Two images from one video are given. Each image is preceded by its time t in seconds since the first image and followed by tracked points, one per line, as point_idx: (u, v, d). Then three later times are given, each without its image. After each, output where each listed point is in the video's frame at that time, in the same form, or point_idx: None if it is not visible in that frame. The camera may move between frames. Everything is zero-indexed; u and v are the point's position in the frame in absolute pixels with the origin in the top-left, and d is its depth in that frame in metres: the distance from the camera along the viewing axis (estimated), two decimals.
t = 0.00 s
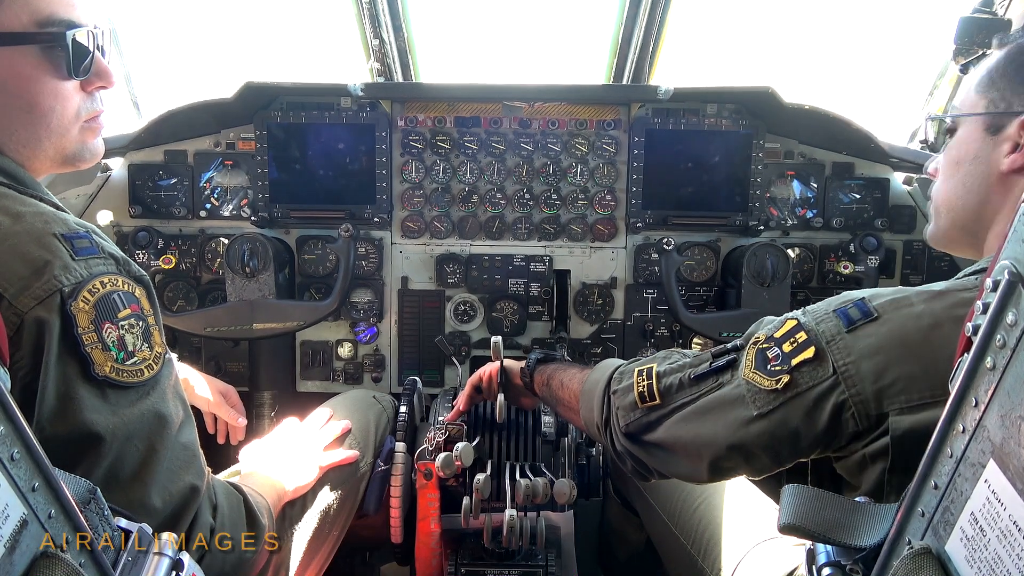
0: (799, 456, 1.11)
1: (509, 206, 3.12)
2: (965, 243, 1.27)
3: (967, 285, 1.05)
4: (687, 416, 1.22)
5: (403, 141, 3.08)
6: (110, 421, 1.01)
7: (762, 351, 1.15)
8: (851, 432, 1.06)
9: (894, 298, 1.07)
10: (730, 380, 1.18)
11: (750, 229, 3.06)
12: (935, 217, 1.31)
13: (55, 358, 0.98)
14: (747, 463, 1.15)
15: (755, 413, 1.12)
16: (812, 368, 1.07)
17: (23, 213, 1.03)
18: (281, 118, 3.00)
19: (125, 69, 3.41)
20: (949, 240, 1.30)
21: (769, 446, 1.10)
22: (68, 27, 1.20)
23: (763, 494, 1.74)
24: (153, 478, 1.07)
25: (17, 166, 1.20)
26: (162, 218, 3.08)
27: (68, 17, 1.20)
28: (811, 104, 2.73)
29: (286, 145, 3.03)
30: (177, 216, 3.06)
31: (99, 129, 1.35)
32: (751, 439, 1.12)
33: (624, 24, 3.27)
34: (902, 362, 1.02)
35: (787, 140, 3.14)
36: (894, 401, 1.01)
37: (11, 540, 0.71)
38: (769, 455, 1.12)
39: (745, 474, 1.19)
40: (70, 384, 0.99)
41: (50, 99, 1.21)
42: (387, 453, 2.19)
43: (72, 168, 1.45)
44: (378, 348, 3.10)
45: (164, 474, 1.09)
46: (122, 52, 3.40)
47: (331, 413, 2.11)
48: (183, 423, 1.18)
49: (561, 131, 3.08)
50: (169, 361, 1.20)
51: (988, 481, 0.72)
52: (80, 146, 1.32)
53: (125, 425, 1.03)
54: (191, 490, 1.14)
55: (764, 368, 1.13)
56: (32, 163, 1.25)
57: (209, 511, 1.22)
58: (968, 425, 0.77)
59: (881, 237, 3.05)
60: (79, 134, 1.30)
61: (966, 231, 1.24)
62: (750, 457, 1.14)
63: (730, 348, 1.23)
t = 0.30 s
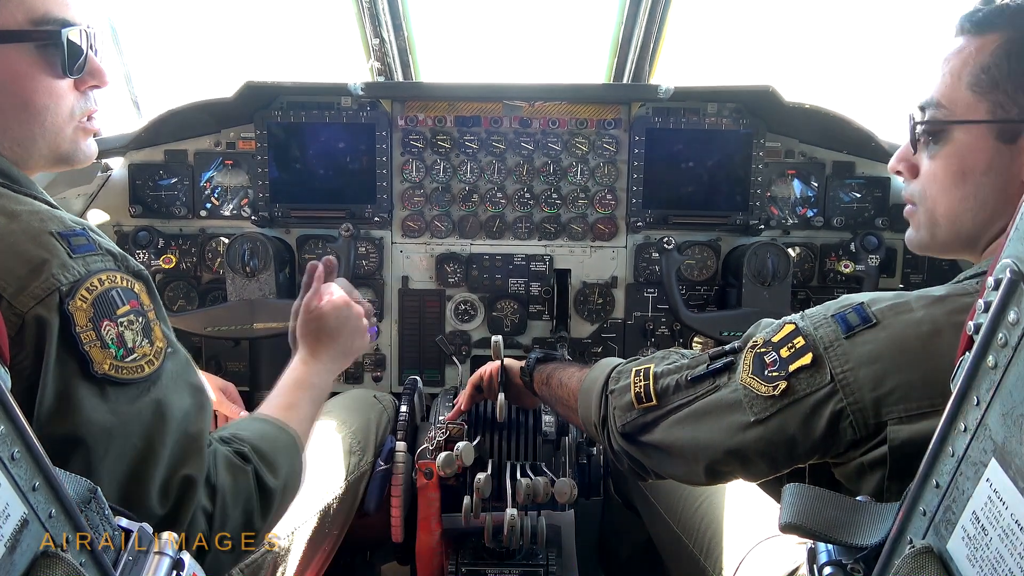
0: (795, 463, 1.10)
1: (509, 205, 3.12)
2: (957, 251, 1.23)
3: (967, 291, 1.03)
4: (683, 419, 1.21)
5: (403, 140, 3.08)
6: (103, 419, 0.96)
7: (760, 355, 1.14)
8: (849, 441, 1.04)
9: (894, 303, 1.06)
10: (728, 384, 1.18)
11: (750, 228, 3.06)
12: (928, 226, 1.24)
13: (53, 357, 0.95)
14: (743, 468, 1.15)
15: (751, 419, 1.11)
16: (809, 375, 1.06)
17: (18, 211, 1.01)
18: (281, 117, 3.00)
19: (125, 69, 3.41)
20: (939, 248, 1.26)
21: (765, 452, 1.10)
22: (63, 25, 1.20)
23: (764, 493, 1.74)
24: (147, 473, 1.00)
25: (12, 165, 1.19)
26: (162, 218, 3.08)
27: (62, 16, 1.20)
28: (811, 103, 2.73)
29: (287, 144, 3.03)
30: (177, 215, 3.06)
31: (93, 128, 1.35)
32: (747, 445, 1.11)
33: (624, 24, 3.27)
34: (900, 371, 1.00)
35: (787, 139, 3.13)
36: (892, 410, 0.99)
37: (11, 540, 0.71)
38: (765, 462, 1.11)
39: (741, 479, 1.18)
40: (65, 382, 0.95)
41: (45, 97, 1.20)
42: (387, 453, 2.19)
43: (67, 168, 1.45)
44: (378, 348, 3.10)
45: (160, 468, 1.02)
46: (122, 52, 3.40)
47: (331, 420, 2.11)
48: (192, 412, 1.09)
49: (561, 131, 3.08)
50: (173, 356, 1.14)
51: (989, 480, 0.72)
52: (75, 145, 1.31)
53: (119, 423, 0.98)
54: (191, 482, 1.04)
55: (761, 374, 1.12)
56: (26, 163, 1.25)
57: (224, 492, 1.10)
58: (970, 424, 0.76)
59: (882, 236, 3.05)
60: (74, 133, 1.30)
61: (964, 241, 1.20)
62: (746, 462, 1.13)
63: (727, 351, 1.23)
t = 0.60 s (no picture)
0: (794, 463, 1.10)
1: (510, 204, 3.12)
2: (960, 259, 1.25)
3: (970, 291, 1.02)
4: (682, 415, 1.21)
5: (403, 139, 3.07)
6: (110, 417, 0.96)
7: (760, 354, 1.14)
8: (849, 442, 1.04)
9: (897, 303, 1.05)
10: (727, 380, 1.17)
11: (751, 226, 3.06)
12: (935, 238, 1.25)
13: (58, 358, 0.94)
14: (742, 466, 1.15)
15: (751, 418, 1.11)
16: (810, 375, 1.06)
17: (18, 213, 1.00)
18: (281, 117, 3.00)
19: (125, 69, 3.41)
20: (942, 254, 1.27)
21: (764, 451, 1.09)
22: (62, 23, 1.20)
23: (765, 492, 1.73)
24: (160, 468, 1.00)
25: (12, 164, 1.19)
26: (162, 217, 3.08)
27: (62, 14, 1.20)
28: (812, 101, 2.73)
29: (287, 144, 3.03)
30: (177, 215, 3.06)
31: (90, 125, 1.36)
32: (746, 444, 1.11)
33: (624, 23, 3.27)
34: (903, 373, 0.99)
35: (788, 138, 3.13)
36: (893, 412, 0.99)
37: (12, 539, 0.71)
38: (765, 461, 1.11)
39: (740, 477, 1.18)
40: (72, 381, 0.95)
41: (45, 95, 1.21)
42: (388, 452, 2.19)
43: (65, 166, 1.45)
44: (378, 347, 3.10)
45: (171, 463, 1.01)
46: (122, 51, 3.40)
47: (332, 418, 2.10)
48: (202, 406, 1.09)
49: (561, 129, 3.08)
50: (180, 353, 1.14)
51: (991, 478, 0.72)
52: (73, 142, 1.32)
53: (127, 420, 0.98)
54: (205, 475, 1.04)
55: (761, 372, 1.12)
56: (27, 162, 1.25)
57: (239, 484, 1.11)
58: (972, 422, 0.76)
59: (883, 235, 3.05)
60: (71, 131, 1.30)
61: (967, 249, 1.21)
62: (745, 461, 1.13)
63: (728, 346, 1.22)
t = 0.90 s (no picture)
0: (790, 471, 1.10)
1: (510, 203, 3.12)
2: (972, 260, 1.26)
3: (964, 297, 1.01)
4: (679, 425, 1.21)
5: (404, 138, 3.07)
6: (185, 387, 1.09)
7: (753, 363, 1.13)
8: (843, 451, 1.04)
9: (889, 310, 1.03)
10: (723, 391, 1.16)
11: (752, 225, 3.05)
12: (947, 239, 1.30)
13: (121, 352, 1.03)
14: (740, 476, 1.15)
15: (746, 428, 1.10)
16: (803, 385, 1.05)
17: (44, 214, 1.05)
18: (281, 116, 3.00)
19: (126, 68, 3.41)
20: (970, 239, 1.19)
21: (760, 461, 1.09)
22: (72, 26, 1.21)
23: (766, 491, 1.74)
24: (236, 426, 1.17)
25: (19, 165, 1.20)
26: (163, 217, 3.08)
27: (72, 16, 1.20)
28: (812, 100, 2.73)
29: (287, 143, 3.03)
30: (178, 214, 3.06)
31: (98, 125, 1.37)
32: (743, 454, 1.10)
33: (625, 22, 3.27)
34: (896, 384, 0.98)
35: (789, 136, 3.13)
36: (887, 423, 0.99)
37: (13, 538, 0.71)
38: (761, 471, 1.11)
39: (737, 484, 1.18)
40: (141, 370, 1.04)
41: (55, 98, 1.22)
42: (389, 451, 2.15)
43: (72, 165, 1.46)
44: (379, 346, 3.10)
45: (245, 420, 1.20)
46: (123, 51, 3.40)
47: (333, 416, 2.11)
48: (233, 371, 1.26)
49: (561, 128, 3.08)
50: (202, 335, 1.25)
51: (993, 476, 0.72)
52: (81, 143, 1.33)
53: (199, 391, 1.12)
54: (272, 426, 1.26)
55: (755, 382, 1.11)
56: (35, 162, 1.26)
57: (298, 435, 1.35)
58: (973, 420, 0.76)
59: (883, 234, 3.05)
60: (80, 132, 1.31)
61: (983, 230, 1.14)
62: (743, 471, 1.13)
63: (722, 354, 1.21)
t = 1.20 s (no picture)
0: (783, 477, 1.11)
1: (511, 203, 3.12)
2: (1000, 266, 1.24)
3: (948, 300, 1.00)
4: (671, 434, 1.21)
5: (405, 137, 3.07)
6: (215, 329, 1.27)
7: (743, 370, 1.13)
8: (834, 455, 1.04)
9: (874, 315, 1.03)
10: (715, 399, 1.16)
11: (753, 224, 3.05)
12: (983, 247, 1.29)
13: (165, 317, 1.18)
14: (735, 482, 1.15)
15: (737, 435, 1.10)
16: (792, 391, 1.05)
17: (62, 209, 1.14)
18: (282, 115, 3.00)
19: (126, 68, 3.41)
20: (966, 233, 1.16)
21: (753, 467, 1.09)
22: (74, 25, 1.21)
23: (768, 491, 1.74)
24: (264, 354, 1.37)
25: (18, 163, 1.20)
26: (164, 216, 3.08)
27: (73, 15, 1.21)
28: (813, 99, 2.73)
29: (288, 142, 3.03)
30: (179, 213, 3.05)
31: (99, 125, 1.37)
32: (735, 461, 1.11)
33: (626, 21, 3.26)
34: (881, 389, 0.98)
35: (790, 136, 3.13)
36: (874, 426, 0.98)
37: (15, 536, 0.71)
38: (755, 477, 1.11)
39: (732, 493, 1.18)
40: (190, 331, 1.22)
41: (56, 97, 1.22)
42: (391, 451, 2.12)
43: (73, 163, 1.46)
44: (380, 345, 3.10)
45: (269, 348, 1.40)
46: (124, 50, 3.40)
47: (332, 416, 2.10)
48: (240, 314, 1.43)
49: (562, 128, 3.07)
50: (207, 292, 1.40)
51: (995, 475, 0.72)
52: (82, 143, 1.33)
53: (228, 327, 1.31)
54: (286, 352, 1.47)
55: (744, 389, 1.11)
56: (35, 163, 1.26)
57: (304, 361, 1.54)
58: (975, 419, 0.76)
59: (884, 233, 3.04)
60: (80, 132, 1.31)
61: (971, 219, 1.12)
62: (737, 478, 1.13)
63: (713, 363, 1.21)
